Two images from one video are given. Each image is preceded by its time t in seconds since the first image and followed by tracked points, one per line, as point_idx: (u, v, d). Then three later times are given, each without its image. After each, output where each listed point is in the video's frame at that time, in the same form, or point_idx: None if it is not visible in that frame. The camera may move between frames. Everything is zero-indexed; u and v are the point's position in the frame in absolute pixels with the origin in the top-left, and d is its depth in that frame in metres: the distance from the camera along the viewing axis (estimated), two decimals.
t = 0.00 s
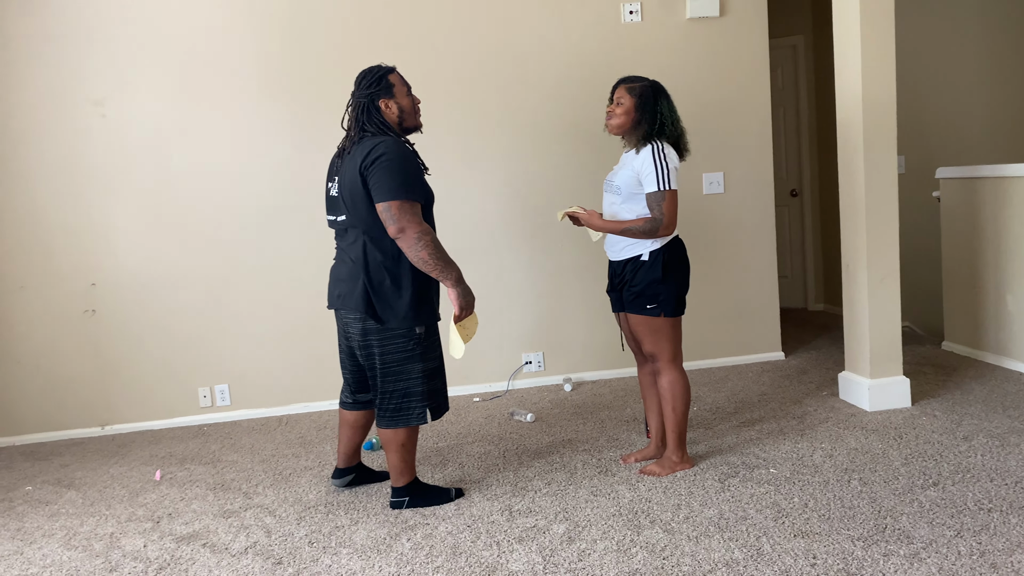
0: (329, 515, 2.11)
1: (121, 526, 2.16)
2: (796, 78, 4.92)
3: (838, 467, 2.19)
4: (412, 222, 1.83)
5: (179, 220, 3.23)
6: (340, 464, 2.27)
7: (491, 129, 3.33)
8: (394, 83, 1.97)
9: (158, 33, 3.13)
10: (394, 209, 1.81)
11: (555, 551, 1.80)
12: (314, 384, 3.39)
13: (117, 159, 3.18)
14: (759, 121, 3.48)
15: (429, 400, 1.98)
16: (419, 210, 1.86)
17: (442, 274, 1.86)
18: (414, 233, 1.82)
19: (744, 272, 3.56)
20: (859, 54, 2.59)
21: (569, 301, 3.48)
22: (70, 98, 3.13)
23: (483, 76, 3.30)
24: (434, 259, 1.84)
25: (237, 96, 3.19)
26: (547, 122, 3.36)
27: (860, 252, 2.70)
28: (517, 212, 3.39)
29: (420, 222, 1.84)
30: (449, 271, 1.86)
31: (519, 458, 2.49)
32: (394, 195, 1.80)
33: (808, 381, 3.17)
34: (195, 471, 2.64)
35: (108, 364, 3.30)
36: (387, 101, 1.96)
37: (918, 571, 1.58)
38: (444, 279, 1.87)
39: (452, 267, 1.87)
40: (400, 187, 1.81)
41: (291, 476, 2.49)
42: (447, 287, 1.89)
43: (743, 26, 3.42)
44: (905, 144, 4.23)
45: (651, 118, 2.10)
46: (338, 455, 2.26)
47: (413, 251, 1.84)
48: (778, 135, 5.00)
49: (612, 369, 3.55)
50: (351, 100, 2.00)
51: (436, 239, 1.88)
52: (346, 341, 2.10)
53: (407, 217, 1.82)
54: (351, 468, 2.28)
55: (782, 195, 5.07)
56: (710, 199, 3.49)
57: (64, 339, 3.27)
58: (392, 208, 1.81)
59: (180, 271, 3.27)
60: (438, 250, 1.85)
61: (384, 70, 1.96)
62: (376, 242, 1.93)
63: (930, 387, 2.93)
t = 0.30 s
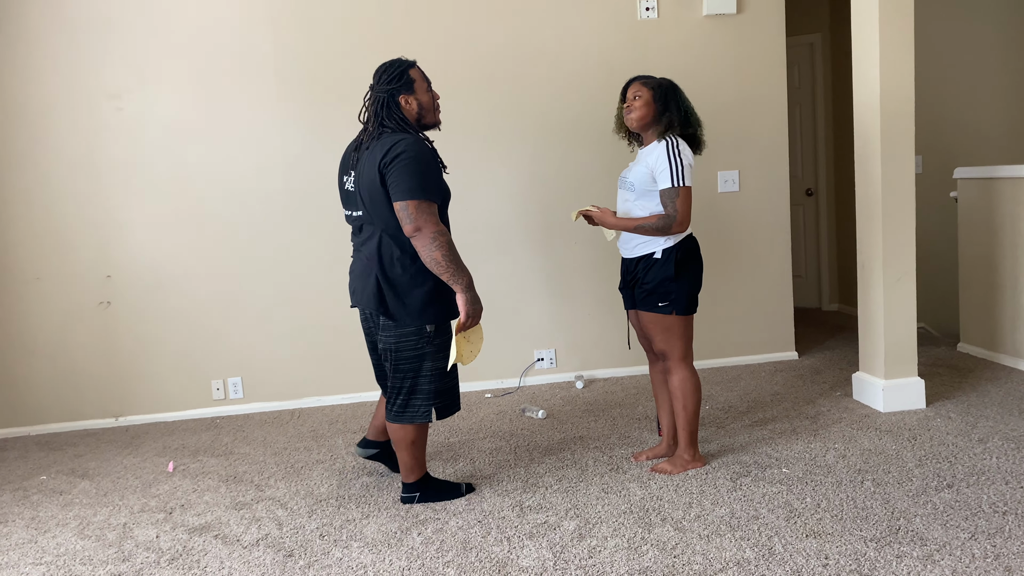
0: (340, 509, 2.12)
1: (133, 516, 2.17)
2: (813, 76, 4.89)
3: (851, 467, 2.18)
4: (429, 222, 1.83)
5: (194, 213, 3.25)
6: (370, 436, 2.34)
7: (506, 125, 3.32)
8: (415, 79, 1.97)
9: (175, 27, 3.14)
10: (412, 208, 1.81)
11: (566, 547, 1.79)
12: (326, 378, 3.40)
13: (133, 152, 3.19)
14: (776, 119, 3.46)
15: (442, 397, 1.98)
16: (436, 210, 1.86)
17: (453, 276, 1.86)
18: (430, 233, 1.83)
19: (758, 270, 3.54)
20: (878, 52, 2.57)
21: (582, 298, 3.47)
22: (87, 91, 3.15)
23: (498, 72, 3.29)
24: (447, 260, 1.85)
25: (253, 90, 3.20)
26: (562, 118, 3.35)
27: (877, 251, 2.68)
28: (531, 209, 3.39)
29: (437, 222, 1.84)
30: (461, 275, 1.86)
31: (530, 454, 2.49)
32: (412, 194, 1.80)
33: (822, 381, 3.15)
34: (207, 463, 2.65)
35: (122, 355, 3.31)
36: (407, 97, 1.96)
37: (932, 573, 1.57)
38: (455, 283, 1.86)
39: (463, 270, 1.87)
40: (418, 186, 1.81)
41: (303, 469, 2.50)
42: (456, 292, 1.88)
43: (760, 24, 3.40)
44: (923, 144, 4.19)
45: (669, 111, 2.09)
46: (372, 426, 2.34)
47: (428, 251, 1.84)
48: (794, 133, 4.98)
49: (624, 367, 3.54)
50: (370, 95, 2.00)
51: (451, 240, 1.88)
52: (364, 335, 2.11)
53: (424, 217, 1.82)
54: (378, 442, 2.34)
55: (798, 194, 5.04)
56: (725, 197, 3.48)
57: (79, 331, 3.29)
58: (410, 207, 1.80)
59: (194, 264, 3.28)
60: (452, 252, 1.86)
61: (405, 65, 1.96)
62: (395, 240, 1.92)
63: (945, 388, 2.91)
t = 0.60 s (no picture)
0: (347, 499, 2.12)
1: (141, 504, 2.18)
2: (826, 72, 4.86)
3: (859, 465, 2.17)
4: (426, 213, 1.81)
5: (203, 203, 3.25)
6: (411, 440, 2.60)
7: (516, 118, 3.32)
8: (421, 67, 1.96)
9: (187, 17, 3.14)
10: (408, 200, 1.79)
11: (572, 541, 1.79)
12: (334, 369, 3.40)
13: (143, 141, 3.20)
14: (787, 114, 3.44)
15: (444, 389, 1.98)
16: (435, 201, 1.84)
17: (450, 268, 1.84)
18: (426, 225, 1.81)
19: (767, 266, 3.53)
20: (891, 47, 2.55)
21: (591, 292, 3.46)
22: (99, 80, 3.15)
23: (509, 64, 3.28)
24: (443, 252, 1.82)
25: (264, 80, 3.20)
26: (572, 112, 3.34)
27: (888, 248, 2.66)
28: (540, 202, 3.38)
29: (434, 214, 1.82)
30: (458, 265, 1.84)
31: (537, 447, 2.49)
32: (409, 185, 1.79)
33: (831, 378, 3.14)
34: (215, 452, 2.66)
35: (131, 344, 3.33)
36: (414, 86, 1.95)
37: (939, 572, 1.56)
38: (452, 273, 1.85)
39: (460, 262, 1.84)
40: (416, 178, 1.79)
41: (310, 459, 2.50)
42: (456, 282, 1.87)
43: (773, 18, 3.38)
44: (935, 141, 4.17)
45: (674, 102, 2.09)
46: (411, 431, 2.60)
47: (424, 242, 1.82)
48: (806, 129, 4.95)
49: (632, 361, 3.53)
50: (379, 85, 2.00)
51: (450, 231, 1.86)
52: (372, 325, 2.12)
53: (420, 208, 1.80)
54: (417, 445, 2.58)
55: (808, 190, 5.02)
56: (735, 193, 3.46)
57: (89, 319, 3.30)
58: (406, 199, 1.79)
59: (203, 254, 3.29)
60: (449, 243, 1.83)
61: (412, 55, 1.95)
62: (397, 231, 1.92)
63: (954, 387, 2.89)
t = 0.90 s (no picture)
0: (350, 488, 2.12)
1: (144, 491, 2.18)
2: (834, 66, 4.83)
3: (864, 460, 2.17)
4: (420, 197, 1.80)
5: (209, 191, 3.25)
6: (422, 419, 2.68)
7: (522, 109, 3.30)
8: (428, 54, 1.95)
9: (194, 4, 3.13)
10: (404, 183, 1.79)
11: (575, 532, 1.79)
12: (338, 359, 3.40)
13: (149, 128, 3.20)
14: (795, 108, 3.43)
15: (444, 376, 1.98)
16: (431, 186, 1.83)
17: (444, 252, 1.82)
18: (420, 209, 1.80)
19: (772, 261, 3.52)
20: (902, 41, 2.54)
21: (595, 285, 3.46)
22: (105, 66, 3.15)
23: (516, 55, 3.27)
24: (438, 237, 1.81)
25: (270, 68, 3.19)
26: (579, 104, 3.32)
27: (895, 243, 2.65)
28: (545, 194, 3.37)
29: (429, 198, 1.81)
30: (452, 249, 1.83)
31: (540, 438, 2.49)
32: (404, 169, 1.79)
33: (835, 374, 3.14)
34: (218, 439, 2.66)
35: (135, 331, 3.33)
36: (419, 72, 1.94)
37: (943, 567, 1.56)
38: (447, 257, 1.83)
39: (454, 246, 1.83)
40: (413, 161, 1.79)
41: (313, 448, 2.50)
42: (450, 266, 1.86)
43: (782, 11, 3.36)
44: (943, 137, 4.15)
45: (678, 95, 2.07)
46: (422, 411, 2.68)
47: (419, 227, 1.81)
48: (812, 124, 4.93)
49: (636, 354, 3.53)
50: (388, 71, 2.00)
51: (446, 216, 1.84)
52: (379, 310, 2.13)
53: (415, 192, 1.79)
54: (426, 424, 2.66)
55: (815, 185, 5.00)
56: (741, 187, 3.45)
57: (94, 306, 3.30)
58: (402, 182, 1.79)
59: (208, 242, 3.28)
60: (444, 227, 1.81)
61: (418, 41, 1.95)
62: (397, 217, 1.92)
63: (959, 383, 2.89)
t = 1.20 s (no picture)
0: (348, 481, 2.13)
1: (143, 481, 2.18)
2: (837, 63, 4.83)
3: (863, 458, 2.17)
4: (418, 187, 1.79)
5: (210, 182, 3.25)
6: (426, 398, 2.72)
7: (525, 104, 3.30)
8: (434, 49, 1.95)
9: None
10: (402, 173, 1.79)
11: (574, 527, 1.79)
12: (337, 351, 3.40)
13: (150, 118, 3.19)
14: (798, 106, 3.42)
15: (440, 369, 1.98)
16: (430, 177, 1.82)
17: (441, 242, 1.82)
18: (418, 199, 1.79)
19: (772, 258, 3.52)
20: (906, 39, 2.53)
21: (595, 280, 3.45)
22: (107, 56, 3.14)
23: (519, 49, 3.26)
24: (434, 227, 1.81)
25: (273, 60, 3.18)
26: (582, 99, 3.32)
27: (896, 242, 2.65)
28: (547, 188, 3.37)
29: (427, 188, 1.81)
30: (448, 240, 1.82)
31: (539, 433, 2.49)
32: (402, 160, 1.78)
33: (834, 372, 3.14)
34: (217, 431, 2.66)
35: (134, 322, 3.33)
36: (425, 67, 1.94)
37: (941, 566, 1.56)
38: (443, 247, 1.83)
39: (451, 236, 1.83)
40: (410, 151, 1.79)
41: (312, 440, 2.50)
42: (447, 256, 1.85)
43: (786, 8, 3.35)
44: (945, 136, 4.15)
45: (672, 96, 2.06)
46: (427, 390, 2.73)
47: (416, 217, 1.81)
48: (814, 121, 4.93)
49: (635, 350, 3.53)
50: (395, 66, 2.00)
51: (444, 207, 1.84)
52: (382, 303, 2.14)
53: (413, 182, 1.79)
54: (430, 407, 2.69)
55: (816, 183, 4.99)
56: (743, 184, 3.45)
57: (94, 297, 3.30)
58: (401, 172, 1.79)
59: (208, 233, 3.28)
60: (441, 218, 1.81)
61: (425, 37, 1.94)
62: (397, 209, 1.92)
63: (958, 383, 2.89)
